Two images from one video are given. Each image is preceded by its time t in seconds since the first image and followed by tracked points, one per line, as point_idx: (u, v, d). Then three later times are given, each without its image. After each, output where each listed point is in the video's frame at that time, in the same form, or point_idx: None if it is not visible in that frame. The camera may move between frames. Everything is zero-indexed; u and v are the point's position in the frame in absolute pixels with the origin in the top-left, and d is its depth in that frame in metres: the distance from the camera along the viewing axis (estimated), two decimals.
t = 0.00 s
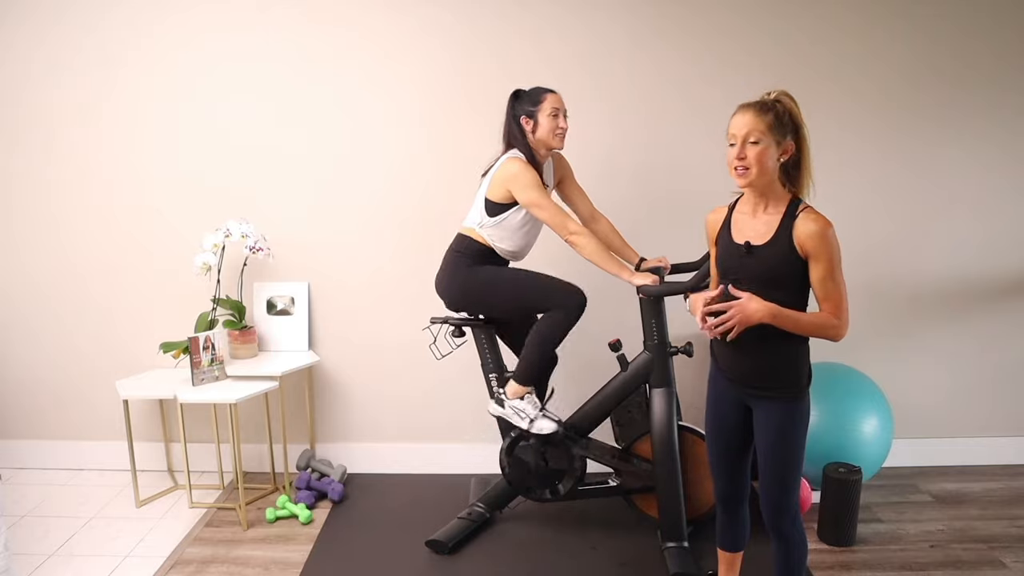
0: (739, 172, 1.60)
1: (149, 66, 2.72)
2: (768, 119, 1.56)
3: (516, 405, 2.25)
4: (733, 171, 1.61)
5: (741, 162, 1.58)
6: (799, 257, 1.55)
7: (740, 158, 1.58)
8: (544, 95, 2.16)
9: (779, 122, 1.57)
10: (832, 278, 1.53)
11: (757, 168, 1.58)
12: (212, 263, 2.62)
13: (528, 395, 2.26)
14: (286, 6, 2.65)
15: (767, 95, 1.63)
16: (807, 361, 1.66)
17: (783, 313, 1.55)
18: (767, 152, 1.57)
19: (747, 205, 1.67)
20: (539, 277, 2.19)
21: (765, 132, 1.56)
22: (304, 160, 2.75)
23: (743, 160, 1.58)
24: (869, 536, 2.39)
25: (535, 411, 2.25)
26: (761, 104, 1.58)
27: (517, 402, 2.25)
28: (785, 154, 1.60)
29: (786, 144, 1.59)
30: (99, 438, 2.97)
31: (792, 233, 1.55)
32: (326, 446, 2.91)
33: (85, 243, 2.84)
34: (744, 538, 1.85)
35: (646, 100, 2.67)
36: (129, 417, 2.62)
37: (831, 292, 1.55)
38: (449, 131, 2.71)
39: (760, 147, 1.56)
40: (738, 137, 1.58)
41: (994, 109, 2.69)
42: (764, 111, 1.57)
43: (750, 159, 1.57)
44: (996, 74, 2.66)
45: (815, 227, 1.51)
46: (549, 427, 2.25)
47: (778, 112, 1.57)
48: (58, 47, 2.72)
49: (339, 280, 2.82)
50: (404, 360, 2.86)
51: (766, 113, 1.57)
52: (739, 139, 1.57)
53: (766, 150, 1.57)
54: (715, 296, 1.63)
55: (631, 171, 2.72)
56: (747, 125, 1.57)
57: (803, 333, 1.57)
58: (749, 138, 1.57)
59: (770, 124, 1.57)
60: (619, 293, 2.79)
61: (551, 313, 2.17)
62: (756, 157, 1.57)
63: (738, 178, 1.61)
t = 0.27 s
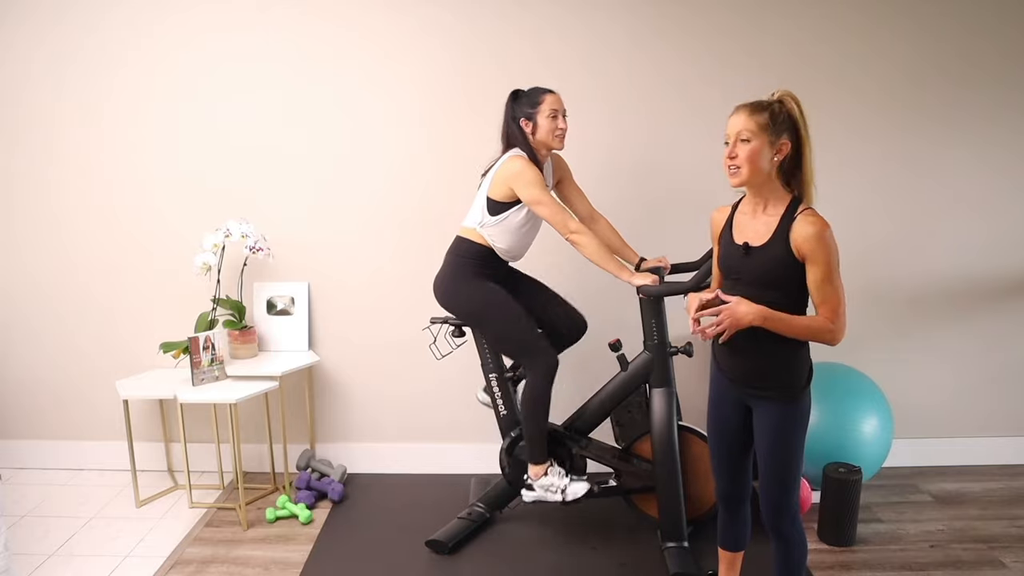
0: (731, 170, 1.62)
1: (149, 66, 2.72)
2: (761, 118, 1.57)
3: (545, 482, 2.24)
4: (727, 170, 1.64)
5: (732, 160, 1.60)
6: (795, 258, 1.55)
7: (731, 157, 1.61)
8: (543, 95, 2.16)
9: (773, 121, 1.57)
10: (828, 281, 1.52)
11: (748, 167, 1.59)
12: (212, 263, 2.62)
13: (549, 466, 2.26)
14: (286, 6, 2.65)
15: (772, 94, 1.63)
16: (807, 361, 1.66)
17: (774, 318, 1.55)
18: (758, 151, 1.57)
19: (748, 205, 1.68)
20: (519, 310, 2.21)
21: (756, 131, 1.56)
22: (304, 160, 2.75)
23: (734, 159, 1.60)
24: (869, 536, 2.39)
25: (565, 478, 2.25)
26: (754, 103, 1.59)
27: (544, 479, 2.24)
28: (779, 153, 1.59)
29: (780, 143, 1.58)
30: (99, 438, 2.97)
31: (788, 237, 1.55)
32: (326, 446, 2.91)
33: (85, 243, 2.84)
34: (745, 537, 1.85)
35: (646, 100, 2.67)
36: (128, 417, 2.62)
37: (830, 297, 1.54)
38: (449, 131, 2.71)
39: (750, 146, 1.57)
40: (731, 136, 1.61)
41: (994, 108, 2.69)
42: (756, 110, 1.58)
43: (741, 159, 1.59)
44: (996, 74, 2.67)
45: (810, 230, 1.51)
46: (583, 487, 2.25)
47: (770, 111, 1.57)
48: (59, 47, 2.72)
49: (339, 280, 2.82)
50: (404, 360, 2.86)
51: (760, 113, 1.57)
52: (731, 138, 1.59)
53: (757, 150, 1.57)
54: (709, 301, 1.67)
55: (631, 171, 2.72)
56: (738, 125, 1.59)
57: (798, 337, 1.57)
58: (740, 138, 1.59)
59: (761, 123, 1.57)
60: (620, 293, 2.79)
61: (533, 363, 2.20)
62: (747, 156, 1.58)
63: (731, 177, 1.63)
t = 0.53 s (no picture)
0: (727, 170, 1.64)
1: (149, 67, 2.72)
2: (755, 118, 1.58)
3: (483, 473, 2.29)
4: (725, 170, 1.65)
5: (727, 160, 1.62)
6: (791, 258, 1.55)
7: (726, 157, 1.63)
8: (544, 96, 2.17)
9: (768, 121, 1.57)
10: (821, 283, 1.51)
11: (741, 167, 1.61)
12: (212, 263, 2.62)
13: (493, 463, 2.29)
14: (287, 6, 2.65)
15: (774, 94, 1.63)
16: (805, 361, 1.66)
17: (762, 318, 1.55)
18: (752, 151, 1.58)
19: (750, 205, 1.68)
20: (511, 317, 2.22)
21: (748, 131, 1.58)
22: (304, 160, 2.75)
23: (729, 159, 1.62)
24: (869, 536, 2.39)
25: (500, 481, 2.28)
26: (751, 103, 1.60)
27: (483, 470, 2.29)
28: (774, 153, 1.59)
29: (775, 143, 1.58)
30: (99, 438, 2.97)
31: (784, 239, 1.54)
32: (326, 446, 2.91)
33: (86, 242, 2.84)
34: (744, 537, 1.85)
35: (646, 99, 2.67)
36: (128, 417, 2.62)
37: (821, 298, 1.53)
38: (449, 131, 2.71)
39: (742, 146, 1.59)
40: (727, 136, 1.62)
41: (994, 109, 2.69)
42: (750, 110, 1.59)
43: (734, 159, 1.61)
44: (996, 75, 2.67)
45: (805, 231, 1.50)
46: (513, 494, 2.28)
47: (764, 110, 1.58)
48: (58, 47, 2.72)
49: (339, 280, 2.82)
50: (405, 360, 2.86)
51: (755, 112, 1.59)
52: (726, 138, 1.61)
53: (750, 150, 1.58)
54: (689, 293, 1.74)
55: (631, 171, 2.72)
56: (733, 125, 1.60)
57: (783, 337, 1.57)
58: (733, 138, 1.60)
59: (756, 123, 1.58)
60: (620, 293, 2.79)
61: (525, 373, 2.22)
62: (740, 156, 1.59)
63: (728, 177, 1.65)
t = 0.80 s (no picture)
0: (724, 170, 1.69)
1: (150, 67, 2.72)
2: (745, 117, 1.61)
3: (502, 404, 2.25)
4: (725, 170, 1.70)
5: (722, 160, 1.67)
6: (785, 258, 1.55)
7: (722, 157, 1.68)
8: (541, 95, 2.17)
9: (757, 120, 1.60)
10: (817, 286, 1.51)
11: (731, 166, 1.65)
12: (212, 263, 2.62)
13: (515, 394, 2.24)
14: (287, 6, 2.65)
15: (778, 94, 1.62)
16: (801, 360, 1.66)
17: (760, 321, 1.57)
18: (740, 149, 1.61)
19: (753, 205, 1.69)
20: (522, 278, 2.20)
21: (736, 131, 1.62)
22: (305, 160, 2.75)
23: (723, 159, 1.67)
24: (869, 536, 2.39)
25: (516, 415, 2.24)
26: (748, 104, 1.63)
27: (502, 401, 2.25)
28: (762, 152, 1.60)
29: (763, 142, 1.59)
30: (99, 438, 2.97)
31: (781, 238, 1.54)
32: (326, 446, 2.91)
33: (85, 242, 2.84)
34: (744, 536, 1.85)
35: (646, 99, 2.67)
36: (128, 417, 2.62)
37: (817, 301, 1.53)
38: (449, 131, 2.71)
39: (731, 145, 1.63)
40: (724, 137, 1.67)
41: (994, 109, 2.69)
42: (742, 111, 1.62)
43: (727, 159, 1.65)
44: (995, 75, 2.67)
45: (799, 233, 1.50)
46: (530, 429, 2.24)
47: (755, 110, 1.60)
48: (58, 47, 2.72)
49: (339, 280, 2.82)
50: (405, 360, 2.86)
51: (748, 112, 1.62)
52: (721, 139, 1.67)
53: (738, 149, 1.62)
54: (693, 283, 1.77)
55: (631, 171, 2.72)
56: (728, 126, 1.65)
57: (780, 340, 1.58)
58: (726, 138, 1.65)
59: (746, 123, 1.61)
60: (620, 293, 2.79)
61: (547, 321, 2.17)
62: (730, 155, 1.63)
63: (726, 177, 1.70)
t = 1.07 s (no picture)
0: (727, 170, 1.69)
1: (150, 67, 2.72)
2: (747, 118, 1.62)
3: (549, 463, 2.26)
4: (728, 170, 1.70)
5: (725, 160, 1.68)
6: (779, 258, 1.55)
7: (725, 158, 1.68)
8: (540, 95, 2.17)
9: (758, 120, 1.60)
10: (809, 287, 1.51)
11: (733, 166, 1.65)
12: (211, 263, 2.62)
13: (554, 448, 2.27)
14: (287, 6, 2.65)
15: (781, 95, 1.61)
16: (798, 360, 1.66)
17: (751, 321, 1.57)
18: (741, 149, 1.62)
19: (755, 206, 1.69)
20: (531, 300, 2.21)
21: (739, 131, 1.63)
22: (305, 160, 2.75)
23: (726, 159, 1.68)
24: (869, 536, 2.39)
25: (570, 460, 2.26)
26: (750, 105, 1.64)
27: (549, 460, 2.25)
28: (762, 151, 1.60)
29: (763, 141, 1.59)
30: (99, 438, 2.96)
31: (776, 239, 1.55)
32: (327, 446, 2.91)
33: (85, 242, 2.84)
34: (743, 537, 1.85)
35: (646, 99, 2.67)
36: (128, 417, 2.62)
37: (810, 302, 1.52)
38: (449, 131, 2.71)
39: (733, 145, 1.64)
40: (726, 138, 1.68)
41: (993, 110, 2.69)
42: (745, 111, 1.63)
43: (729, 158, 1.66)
44: (995, 75, 2.67)
45: (793, 233, 1.50)
46: (588, 467, 2.26)
47: (756, 110, 1.61)
48: (58, 47, 2.72)
49: (339, 280, 2.82)
50: (405, 360, 2.86)
51: (750, 113, 1.63)
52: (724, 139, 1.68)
53: (740, 148, 1.62)
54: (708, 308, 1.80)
55: (630, 171, 2.72)
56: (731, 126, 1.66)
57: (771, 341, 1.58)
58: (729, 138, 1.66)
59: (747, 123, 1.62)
60: (620, 293, 2.79)
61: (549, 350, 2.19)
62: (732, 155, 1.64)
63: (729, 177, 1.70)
